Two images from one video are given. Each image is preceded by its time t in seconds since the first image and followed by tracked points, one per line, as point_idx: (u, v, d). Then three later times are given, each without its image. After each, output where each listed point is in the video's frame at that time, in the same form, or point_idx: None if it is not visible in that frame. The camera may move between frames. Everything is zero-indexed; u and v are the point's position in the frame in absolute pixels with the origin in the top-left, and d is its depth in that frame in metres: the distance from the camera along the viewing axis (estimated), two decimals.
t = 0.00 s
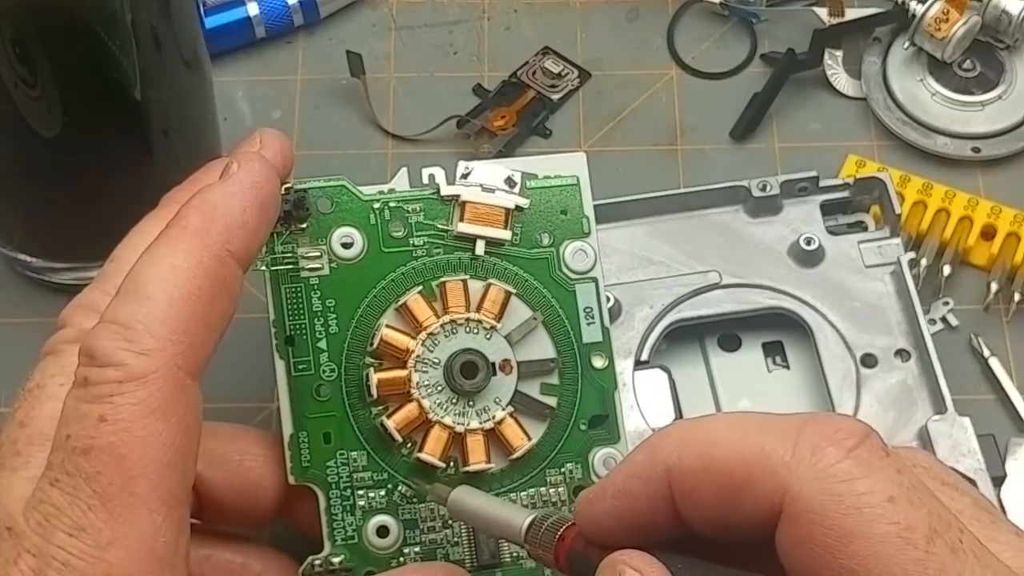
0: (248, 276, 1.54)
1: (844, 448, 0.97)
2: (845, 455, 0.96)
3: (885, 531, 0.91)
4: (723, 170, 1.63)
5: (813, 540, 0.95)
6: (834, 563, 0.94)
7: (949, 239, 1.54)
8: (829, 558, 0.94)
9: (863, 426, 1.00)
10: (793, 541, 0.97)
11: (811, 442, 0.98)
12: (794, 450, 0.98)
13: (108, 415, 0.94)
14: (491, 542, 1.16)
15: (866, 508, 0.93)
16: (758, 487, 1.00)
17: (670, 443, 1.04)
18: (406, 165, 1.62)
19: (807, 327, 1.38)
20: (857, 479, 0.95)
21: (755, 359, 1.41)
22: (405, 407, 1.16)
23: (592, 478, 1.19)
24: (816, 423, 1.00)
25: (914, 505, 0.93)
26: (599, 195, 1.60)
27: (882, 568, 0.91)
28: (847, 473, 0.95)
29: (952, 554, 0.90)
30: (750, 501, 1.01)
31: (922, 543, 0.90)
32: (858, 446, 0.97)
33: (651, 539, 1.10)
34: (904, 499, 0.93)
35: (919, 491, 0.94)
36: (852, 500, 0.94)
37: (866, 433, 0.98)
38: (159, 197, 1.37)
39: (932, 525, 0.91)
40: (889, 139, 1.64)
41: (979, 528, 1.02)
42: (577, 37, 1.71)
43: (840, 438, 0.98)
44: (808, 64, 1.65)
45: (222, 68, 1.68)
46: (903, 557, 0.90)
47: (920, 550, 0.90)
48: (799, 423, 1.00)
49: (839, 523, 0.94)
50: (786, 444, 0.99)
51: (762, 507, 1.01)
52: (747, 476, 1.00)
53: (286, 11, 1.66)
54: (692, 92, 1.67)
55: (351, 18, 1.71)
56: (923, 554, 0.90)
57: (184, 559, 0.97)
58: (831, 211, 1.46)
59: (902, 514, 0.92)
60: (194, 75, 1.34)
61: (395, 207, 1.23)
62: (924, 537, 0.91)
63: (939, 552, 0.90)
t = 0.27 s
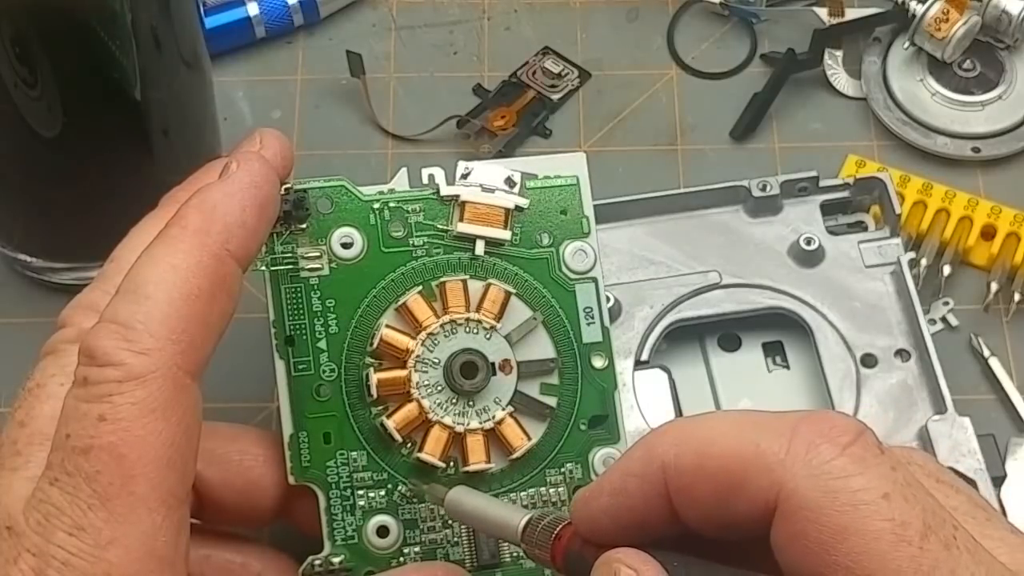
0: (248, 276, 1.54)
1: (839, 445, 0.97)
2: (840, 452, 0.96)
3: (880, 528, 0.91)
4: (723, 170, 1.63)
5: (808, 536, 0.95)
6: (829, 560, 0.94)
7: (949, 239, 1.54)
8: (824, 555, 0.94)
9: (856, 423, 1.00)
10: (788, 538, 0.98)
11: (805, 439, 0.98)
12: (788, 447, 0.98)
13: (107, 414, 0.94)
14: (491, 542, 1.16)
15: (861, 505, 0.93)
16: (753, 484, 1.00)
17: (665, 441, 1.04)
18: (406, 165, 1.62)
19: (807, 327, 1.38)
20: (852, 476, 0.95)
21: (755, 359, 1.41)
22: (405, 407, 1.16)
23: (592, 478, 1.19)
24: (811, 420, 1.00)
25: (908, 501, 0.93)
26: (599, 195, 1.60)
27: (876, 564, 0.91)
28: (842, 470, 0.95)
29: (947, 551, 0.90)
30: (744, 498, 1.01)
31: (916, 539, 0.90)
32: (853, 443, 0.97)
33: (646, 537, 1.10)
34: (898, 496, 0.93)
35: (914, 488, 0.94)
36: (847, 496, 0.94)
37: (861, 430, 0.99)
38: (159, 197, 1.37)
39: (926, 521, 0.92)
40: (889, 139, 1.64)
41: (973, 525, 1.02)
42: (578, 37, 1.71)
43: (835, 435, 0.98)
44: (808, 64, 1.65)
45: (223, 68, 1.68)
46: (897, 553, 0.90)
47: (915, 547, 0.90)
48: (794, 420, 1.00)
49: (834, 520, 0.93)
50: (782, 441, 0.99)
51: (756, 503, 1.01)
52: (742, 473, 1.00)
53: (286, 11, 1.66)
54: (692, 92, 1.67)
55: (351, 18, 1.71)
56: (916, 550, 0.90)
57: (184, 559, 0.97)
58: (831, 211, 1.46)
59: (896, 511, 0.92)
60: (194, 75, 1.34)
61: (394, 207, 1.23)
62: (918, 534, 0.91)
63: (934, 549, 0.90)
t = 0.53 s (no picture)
0: (248, 276, 1.54)
1: (839, 445, 0.97)
2: (840, 452, 0.96)
3: (880, 528, 0.91)
4: (723, 170, 1.63)
5: (807, 535, 0.95)
6: (829, 559, 0.94)
7: (949, 239, 1.54)
8: (823, 555, 0.94)
9: (856, 421, 1.00)
10: (788, 538, 0.97)
11: (805, 439, 0.98)
12: (788, 448, 0.98)
13: (107, 414, 0.94)
14: (491, 542, 1.15)
15: (861, 505, 0.93)
16: (753, 484, 1.00)
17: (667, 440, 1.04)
18: (406, 165, 1.62)
19: (807, 327, 1.38)
20: (852, 476, 0.95)
21: (755, 359, 1.41)
22: (404, 406, 1.16)
23: (591, 478, 1.19)
24: (810, 420, 0.99)
25: (908, 501, 0.93)
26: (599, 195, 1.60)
27: (875, 564, 0.91)
28: (841, 470, 0.95)
29: (947, 551, 0.90)
30: (744, 498, 1.01)
31: (916, 539, 0.90)
32: (853, 442, 0.97)
33: (646, 536, 1.10)
34: (898, 496, 0.93)
35: (914, 487, 0.94)
36: (846, 495, 0.94)
37: (861, 429, 0.98)
38: (159, 197, 1.37)
39: (927, 521, 0.92)
40: (889, 139, 1.64)
41: (974, 525, 1.02)
42: (578, 37, 1.71)
43: (836, 435, 0.97)
44: (808, 64, 1.65)
45: (222, 68, 1.68)
46: (898, 553, 0.90)
47: (914, 547, 0.90)
48: (794, 420, 1.00)
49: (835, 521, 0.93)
50: (782, 441, 0.99)
51: (755, 503, 1.01)
52: (741, 471, 1.00)
53: (287, 11, 1.66)
54: (692, 92, 1.67)
55: (351, 18, 1.71)
56: (916, 550, 0.90)
57: (184, 559, 0.97)
58: (831, 211, 1.46)
59: (896, 511, 0.92)
60: (194, 75, 1.34)
61: (394, 207, 1.23)
62: (918, 534, 0.91)
63: (934, 548, 0.90)
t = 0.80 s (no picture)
0: (248, 276, 1.54)
1: (828, 452, 0.96)
2: (829, 459, 0.96)
3: (869, 535, 0.91)
4: (723, 170, 1.63)
5: (797, 543, 0.95)
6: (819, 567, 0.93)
7: (949, 239, 1.54)
8: (813, 562, 0.94)
9: (846, 428, 0.99)
10: (776, 544, 0.97)
11: (795, 446, 0.97)
12: (778, 454, 0.97)
13: (107, 414, 0.93)
14: (491, 542, 1.15)
15: (850, 513, 0.92)
16: (743, 490, 0.99)
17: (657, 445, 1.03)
18: (406, 165, 1.62)
19: (807, 327, 1.38)
20: (841, 484, 0.94)
21: (755, 359, 1.41)
22: (405, 406, 1.16)
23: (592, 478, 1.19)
24: (798, 427, 0.99)
25: (897, 509, 0.92)
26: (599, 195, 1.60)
27: (865, 572, 0.90)
28: (831, 478, 0.94)
29: (937, 559, 0.89)
30: (732, 503, 1.01)
31: (906, 548, 0.90)
32: (844, 449, 0.96)
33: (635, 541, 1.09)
34: (888, 503, 0.92)
35: (904, 494, 0.94)
36: (835, 503, 0.93)
37: (851, 436, 0.98)
38: (159, 197, 1.37)
39: (917, 529, 0.91)
40: (889, 139, 1.64)
41: (964, 530, 1.02)
42: (577, 37, 1.71)
43: (825, 442, 0.97)
44: (808, 64, 1.65)
45: (222, 68, 1.68)
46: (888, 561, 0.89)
47: (904, 555, 0.89)
48: (783, 426, 0.99)
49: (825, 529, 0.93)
50: (771, 448, 0.98)
51: (744, 510, 1.00)
52: (730, 477, 0.99)
53: (287, 11, 1.66)
54: (692, 92, 1.67)
55: (351, 18, 1.71)
56: (906, 558, 0.89)
57: (184, 559, 0.97)
58: (831, 211, 1.46)
59: (885, 518, 0.91)
60: (194, 75, 1.34)
61: (394, 207, 1.23)
62: (907, 542, 0.90)
63: (924, 557, 0.89)
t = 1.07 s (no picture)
0: (248, 276, 1.54)
1: (814, 451, 0.95)
2: (815, 458, 0.95)
3: (853, 533, 0.90)
4: (723, 170, 1.63)
5: (782, 540, 0.93)
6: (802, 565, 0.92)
7: (948, 239, 1.54)
8: (798, 560, 0.92)
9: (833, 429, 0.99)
10: (761, 542, 0.95)
11: (781, 444, 0.96)
12: (764, 452, 0.96)
13: (107, 414, 0.93)
14: (491, 542, 1.15)
15: (835, 510, 0.91)
16: (729, 487, 0.97)
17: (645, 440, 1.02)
18: (406, 165, 1.62)
19: (807, 327, 1.38)
20: (827, 481, 0.93)
21: (755, 359, 1.41)
22: (405, 406, 1.16)
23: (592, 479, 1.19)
24: (786, 426, 0.98)
25: (881, 506, 0.91)
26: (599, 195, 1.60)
27: (849, 570, 0.90)
28: (817, 475, 0.94)
29: (921, 555, 0.89)
30: (718, 500, 0.99)
31: (890, 544, 0.89)
32: (828, 448, 0.95)
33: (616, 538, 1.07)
34: (872, 500, 0.91)
35: (887, 492, 0.93)
36: (819, 501, 0.92)
37: (836, 435, 0.97)
38: (159, 197, 1.37)
39: (901, 526, 0.90)
40: (889, 139, 1.64)
41: (951, 528, 1.01)
42: (577, 37, 1.71)
43: (812, 440, 0.96)
44: (808, 64, 1.65)
45: (222, 68, 1.68)
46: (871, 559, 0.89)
47: (889, 552, 0.89)
48: (771, 424, 0.98)
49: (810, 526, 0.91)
50: (757, 445, 0.97)
51: (728, 507, 0.99)
52: (716, 472, 0.98)
53: (286, 11, 1.66)
54: (692, 92, 1.67)
55: (351, 18, 1.71)
56: (889, 555, 0.89)
57: (184, 559, 0.97)
58: (831, 211, 1.46)
59: (869, 515, 0.90)
60: (194, 75, 1.34)
61: (393, 207, 1.23)
62: (891, 538, 0.89)
63: (907, 553, 0.89)
